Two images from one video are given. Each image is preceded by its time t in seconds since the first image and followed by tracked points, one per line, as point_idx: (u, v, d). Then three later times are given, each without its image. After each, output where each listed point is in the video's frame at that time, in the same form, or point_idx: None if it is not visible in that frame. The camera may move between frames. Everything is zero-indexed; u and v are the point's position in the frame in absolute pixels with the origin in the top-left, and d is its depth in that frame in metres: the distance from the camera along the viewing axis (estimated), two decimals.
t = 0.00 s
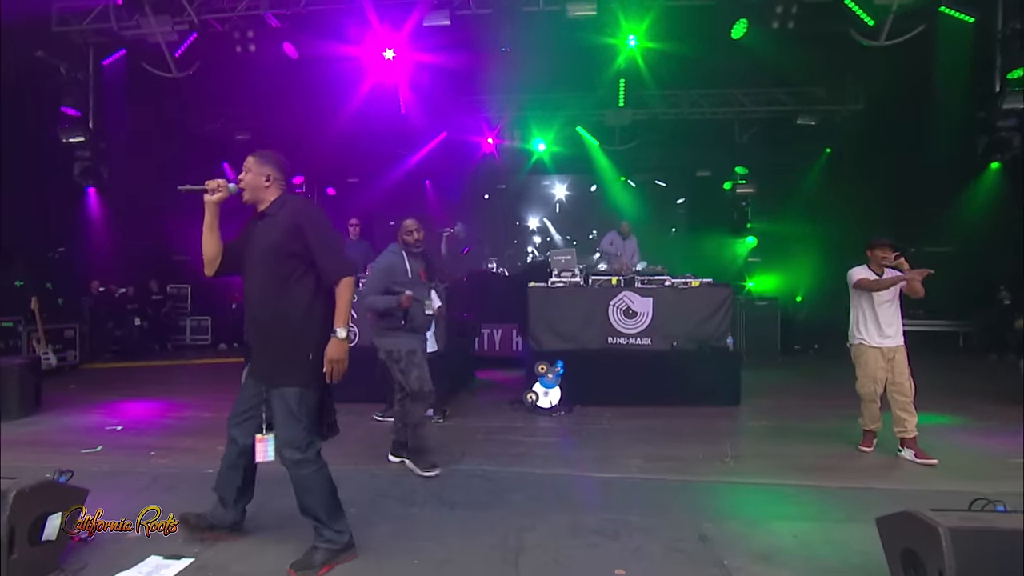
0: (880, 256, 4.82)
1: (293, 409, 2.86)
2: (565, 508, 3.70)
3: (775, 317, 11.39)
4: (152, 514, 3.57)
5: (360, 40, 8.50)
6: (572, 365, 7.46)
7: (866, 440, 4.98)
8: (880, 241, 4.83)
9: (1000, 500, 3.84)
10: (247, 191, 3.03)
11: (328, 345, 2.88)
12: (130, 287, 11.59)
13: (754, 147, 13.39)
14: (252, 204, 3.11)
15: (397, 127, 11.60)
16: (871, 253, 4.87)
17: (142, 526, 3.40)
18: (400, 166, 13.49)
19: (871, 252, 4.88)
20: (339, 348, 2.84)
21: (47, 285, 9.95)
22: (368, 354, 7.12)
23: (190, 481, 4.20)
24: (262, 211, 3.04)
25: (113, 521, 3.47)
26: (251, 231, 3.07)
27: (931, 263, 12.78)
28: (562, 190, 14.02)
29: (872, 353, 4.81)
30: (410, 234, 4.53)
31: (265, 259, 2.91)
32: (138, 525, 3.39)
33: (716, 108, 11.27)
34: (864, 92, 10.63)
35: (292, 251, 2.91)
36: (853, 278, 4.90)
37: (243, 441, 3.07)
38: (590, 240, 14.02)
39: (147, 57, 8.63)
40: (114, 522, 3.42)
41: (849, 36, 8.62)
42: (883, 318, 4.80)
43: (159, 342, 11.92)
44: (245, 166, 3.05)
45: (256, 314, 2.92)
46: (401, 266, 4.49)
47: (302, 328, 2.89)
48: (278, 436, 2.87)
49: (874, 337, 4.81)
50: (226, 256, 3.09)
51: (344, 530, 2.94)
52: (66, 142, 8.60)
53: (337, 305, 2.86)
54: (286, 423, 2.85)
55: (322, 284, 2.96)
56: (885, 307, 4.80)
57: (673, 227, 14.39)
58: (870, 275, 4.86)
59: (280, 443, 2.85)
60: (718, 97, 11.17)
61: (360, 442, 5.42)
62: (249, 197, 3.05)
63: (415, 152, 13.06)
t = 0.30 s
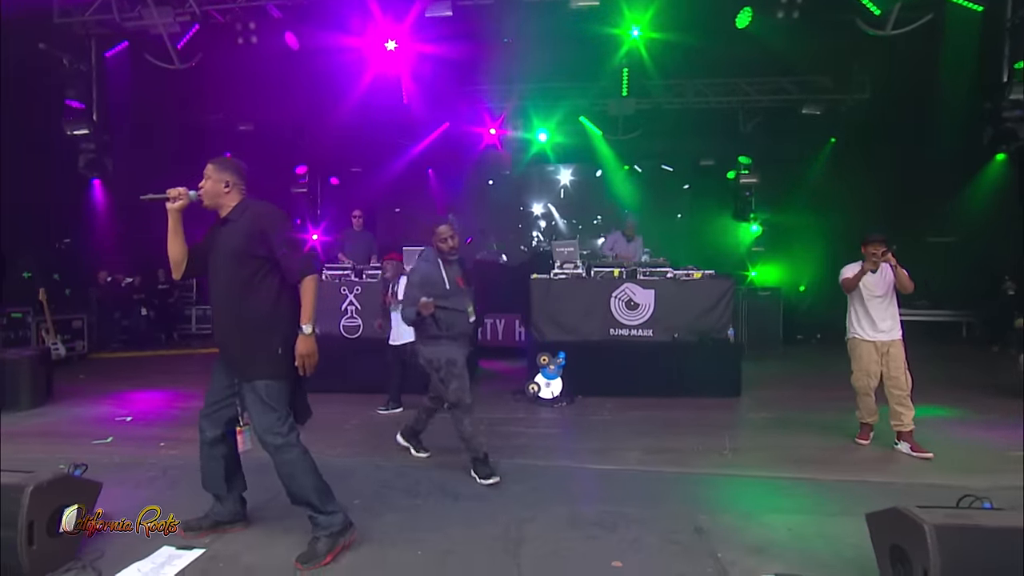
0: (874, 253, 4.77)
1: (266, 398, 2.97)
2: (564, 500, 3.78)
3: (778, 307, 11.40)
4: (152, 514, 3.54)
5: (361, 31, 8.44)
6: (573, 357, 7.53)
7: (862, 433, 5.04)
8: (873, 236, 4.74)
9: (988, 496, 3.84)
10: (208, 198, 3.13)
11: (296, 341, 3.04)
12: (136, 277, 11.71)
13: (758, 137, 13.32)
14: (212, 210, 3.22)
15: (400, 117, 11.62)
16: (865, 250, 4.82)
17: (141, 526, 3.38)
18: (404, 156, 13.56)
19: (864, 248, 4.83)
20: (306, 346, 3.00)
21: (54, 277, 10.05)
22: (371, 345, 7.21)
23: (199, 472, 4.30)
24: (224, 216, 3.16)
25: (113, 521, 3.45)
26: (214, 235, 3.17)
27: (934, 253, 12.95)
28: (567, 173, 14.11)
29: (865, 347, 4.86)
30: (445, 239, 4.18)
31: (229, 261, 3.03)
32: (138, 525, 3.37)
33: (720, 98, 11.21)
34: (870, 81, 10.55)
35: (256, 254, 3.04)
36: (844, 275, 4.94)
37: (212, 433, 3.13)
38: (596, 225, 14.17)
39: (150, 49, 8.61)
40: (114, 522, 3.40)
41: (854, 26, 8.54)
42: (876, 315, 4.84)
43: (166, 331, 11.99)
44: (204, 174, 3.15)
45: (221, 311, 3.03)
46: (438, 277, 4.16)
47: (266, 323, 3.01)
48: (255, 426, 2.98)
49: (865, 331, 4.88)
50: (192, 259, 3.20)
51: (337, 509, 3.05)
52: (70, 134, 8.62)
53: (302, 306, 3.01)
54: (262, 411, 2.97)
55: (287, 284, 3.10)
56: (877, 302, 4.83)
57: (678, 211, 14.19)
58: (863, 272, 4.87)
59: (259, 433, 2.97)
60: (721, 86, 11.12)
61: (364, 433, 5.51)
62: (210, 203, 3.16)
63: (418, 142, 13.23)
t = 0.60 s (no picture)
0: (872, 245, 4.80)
1: (248, 389, 3.09)
2: (560, 492, 3.86)
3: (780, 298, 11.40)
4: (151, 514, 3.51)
5: (362, 21, 8.34)
6: (574, 347, 7.60)
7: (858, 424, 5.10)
8: (872, 228, 4.76)
9: (974, 495, 3.77)
10: (179, 201, 3.18)
11: (261, 334, 3.13)
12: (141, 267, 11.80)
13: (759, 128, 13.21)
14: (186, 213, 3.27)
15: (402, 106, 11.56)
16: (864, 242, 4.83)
17: (141, 526, 3.35)
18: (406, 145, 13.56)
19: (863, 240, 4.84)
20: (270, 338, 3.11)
21: (59, 268, 10.12)
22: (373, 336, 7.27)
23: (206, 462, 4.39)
24: (196, 220, 3.21)
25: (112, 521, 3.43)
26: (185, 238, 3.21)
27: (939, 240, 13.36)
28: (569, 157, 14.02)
29: (862, 340, 4.91)
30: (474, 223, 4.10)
31: (199, 264, 3.09)
32: (138, 526, 3.35)
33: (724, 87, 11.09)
34: (876, 70, 10.42)
35: (227, 255, 3.10)
36: (841, 268, 4.97)
37: (200, 429, 3.20)
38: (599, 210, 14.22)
39: (150, 40, 8.56)
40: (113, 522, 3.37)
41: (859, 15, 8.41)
42: (872, 308, 4.87)
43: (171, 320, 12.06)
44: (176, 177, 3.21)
45: (201, 311, 3.11)
46: (463, 260, 4.08)
47: (241, 322, 3.10)
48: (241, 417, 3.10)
49: (863, 324, 4.91)
50: (167, 259, 3.23)
51: (324, 489, 3.12)
52: (73, 126, 8.60)
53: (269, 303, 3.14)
54: (247, 403, 3.09)
55: (259, 282, 3.18)
56: (871, 295, 4.86)
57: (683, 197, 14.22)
58: (858, 264, 4.91)
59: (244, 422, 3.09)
60: (725, 75, 11.01)
61: (366, 424, 5.59)
62: (182, 206, 3.21)
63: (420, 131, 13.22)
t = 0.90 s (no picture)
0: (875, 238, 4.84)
1: (225, 388, 3.35)
2: (558, 484, 3.93)
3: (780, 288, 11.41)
4: (153, 514, 3.48)
5: (362, 11, 8.29)
6: (573, 338, 7.67)
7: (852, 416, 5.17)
8: (875, 221, 4.82)
9: (957, 491, 3.80)
10: (163, 203, 3.37)
11: (246, 332, 3.40)
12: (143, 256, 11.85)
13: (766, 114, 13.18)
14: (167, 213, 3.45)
15: (404, 95, 11.53)
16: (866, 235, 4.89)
17: (143, 526, 3.33)
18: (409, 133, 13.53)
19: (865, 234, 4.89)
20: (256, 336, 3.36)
21: (63, 257, 10.14)
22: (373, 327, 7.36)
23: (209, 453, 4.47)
24: (180, 221, 3.40)
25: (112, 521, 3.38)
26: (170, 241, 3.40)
27: (943, 228, 13.58)
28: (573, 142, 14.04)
29: (861, 334, 4.96)
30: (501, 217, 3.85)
31: (185, 265, 3.29)
32: (139, 526, 3.32)
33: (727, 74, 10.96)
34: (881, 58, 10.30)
35: (213, 257, 3.32)
36: (846, 261, 5.02)
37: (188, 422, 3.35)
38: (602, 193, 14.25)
39: (148, 28, 8.48)
40: (115, 522, 3.33)
41: (865, 3, 8.26)
42: (873, 303, 4.90)
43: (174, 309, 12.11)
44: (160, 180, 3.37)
45: (188, 308, 3.30)
46: (482, 256, 3.86)
47: (226, 322, 3.35)
48: (212, 416, 3.33)
49: (862, 318, 4.95)
50: (148, 259, 3.41)
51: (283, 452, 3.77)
52: (74, 116, 8.52)
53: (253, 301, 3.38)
54: (218, 403, 3.32)
55: (243, 283, 3.42)
56: (871, 291, 4.89)
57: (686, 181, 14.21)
58: (862, 258, 4.94)
59: (218, 422, 3.32)
60: (729, 63, 10.88)
61: (367, 414, 5.70)
62: (165, 208, 3.39)
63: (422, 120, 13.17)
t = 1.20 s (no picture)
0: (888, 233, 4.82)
1: (212, 384, 3.50)
2: (555, 477, 4.01)
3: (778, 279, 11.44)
4: (152, 514, 3.47)
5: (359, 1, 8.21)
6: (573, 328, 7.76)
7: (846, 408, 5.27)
8: (890, 215, 4.78)
9: (943, 486, 3.85)
10: (147, 206, 3.42)
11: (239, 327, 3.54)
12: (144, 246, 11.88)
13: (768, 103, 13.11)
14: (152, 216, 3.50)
15: (404, 85, 11.48)
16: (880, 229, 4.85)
17: (142, 526, 3.32)
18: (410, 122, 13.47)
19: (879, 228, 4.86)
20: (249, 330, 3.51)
21: (64, 248, 10.17)
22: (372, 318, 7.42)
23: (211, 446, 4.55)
24: (165, 225, 3.45)
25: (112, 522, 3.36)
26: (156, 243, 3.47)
27: (943, 220, 13.65)
28: (573, 128, 13.96)
29: (868, 331, 4.99)
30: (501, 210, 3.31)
31: (173, 265, 3.38)
32: (139, 526, 3.31)
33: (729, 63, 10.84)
34: (884, 46, 10.18)
35: (199, 257, 3.42)
36: (858, 254, 4.99)
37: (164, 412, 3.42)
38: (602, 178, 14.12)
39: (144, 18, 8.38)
40: (115, 523, 3.31)
41: None
42: (882, 300, 4.91)
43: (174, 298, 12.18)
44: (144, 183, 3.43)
45: (175, 306, 3.40)
46: (478, 249, 3.40)
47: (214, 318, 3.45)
48: (204, 402, 3.55)
49: (871, 315, 4.96)
50: (133, 258, 3.51)
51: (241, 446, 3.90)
52: (72, 108, 8.46)
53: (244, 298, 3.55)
54: (207, 394, 3.50)
55: (231, 282, 3.54)
56: (881, 287, 4.89)
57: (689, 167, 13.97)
58: (875, 253, 4.92)
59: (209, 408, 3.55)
60: (730, 52, 10.76)
61: (366, 406, 5.78)
62: (150, 211, 3.45)
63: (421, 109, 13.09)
